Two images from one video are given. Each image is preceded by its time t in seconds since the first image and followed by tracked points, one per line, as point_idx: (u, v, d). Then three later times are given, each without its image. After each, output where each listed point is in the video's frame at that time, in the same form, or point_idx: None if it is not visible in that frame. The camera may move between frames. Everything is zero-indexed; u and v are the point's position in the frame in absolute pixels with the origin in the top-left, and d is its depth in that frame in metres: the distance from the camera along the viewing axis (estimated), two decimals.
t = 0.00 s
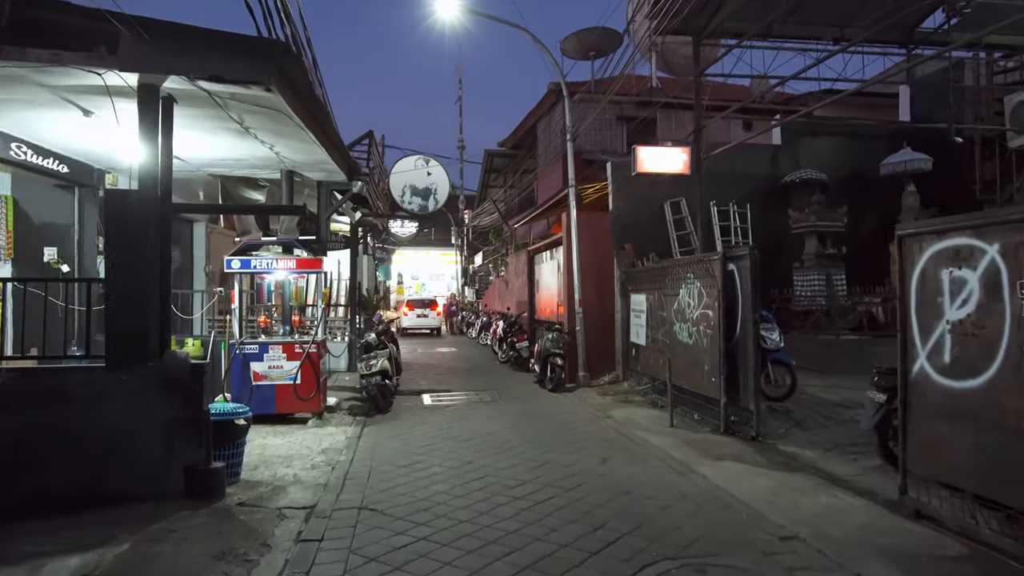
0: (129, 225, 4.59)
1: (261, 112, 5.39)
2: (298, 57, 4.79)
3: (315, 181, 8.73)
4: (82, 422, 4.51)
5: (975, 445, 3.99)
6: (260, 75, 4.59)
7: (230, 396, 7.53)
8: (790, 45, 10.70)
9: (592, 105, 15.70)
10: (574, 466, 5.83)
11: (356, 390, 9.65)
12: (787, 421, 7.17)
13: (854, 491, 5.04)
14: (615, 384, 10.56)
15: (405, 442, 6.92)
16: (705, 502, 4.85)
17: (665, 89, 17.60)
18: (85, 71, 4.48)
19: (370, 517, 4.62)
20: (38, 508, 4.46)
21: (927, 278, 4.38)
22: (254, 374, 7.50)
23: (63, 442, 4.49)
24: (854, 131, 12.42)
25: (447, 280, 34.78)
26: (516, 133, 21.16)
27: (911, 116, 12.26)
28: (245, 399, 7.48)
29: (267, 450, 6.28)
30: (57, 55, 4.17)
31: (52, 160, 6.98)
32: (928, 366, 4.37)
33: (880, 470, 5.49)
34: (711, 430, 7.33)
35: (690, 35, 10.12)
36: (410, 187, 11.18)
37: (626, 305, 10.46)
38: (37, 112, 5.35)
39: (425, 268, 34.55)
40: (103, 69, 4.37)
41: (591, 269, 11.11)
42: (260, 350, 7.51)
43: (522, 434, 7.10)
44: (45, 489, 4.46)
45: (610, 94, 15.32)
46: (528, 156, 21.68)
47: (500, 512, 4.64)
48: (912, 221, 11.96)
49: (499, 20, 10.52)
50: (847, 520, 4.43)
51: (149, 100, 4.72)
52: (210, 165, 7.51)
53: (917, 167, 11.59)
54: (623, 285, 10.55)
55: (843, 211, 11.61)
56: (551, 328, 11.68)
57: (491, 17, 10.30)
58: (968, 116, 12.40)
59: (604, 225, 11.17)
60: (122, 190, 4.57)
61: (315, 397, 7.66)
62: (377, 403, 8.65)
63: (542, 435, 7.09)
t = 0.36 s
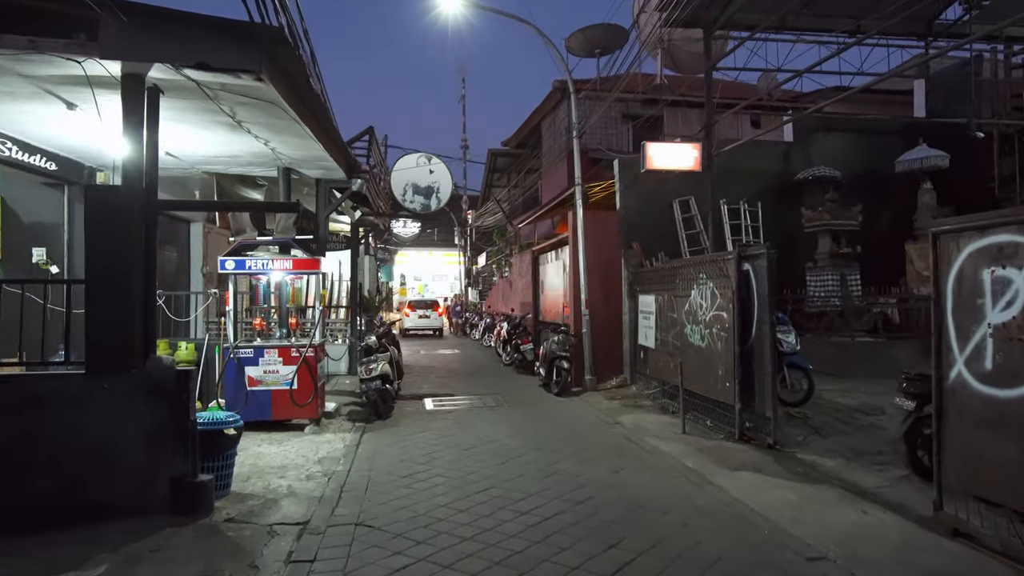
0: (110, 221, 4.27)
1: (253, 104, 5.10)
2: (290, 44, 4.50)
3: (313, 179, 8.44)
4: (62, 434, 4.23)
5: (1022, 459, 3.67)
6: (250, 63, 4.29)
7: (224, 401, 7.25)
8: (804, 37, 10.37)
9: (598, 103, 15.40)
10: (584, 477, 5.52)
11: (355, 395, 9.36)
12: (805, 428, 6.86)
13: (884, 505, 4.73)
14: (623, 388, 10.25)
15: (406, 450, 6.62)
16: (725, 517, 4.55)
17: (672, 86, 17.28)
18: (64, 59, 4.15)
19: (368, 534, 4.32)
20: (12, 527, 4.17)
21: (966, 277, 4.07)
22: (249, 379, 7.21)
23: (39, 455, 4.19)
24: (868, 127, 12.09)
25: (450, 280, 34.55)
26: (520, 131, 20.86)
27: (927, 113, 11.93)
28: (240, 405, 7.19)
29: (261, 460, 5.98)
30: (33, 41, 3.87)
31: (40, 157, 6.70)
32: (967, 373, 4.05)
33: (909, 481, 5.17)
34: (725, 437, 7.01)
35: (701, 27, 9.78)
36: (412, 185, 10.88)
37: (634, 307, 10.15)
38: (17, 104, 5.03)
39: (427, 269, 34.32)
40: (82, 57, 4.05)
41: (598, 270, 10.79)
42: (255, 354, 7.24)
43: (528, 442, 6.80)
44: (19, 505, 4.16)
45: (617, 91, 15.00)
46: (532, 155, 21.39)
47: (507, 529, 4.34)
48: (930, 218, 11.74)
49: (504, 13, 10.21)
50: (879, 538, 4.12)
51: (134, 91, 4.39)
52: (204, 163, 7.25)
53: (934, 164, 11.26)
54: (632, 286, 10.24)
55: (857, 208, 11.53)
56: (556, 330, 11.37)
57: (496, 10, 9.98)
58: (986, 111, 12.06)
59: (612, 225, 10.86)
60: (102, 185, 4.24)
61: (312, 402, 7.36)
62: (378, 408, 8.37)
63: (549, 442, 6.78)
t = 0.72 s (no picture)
0: (85, 215, 3.95)
1: (243, 91, 4.80)
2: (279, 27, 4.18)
3: (311, 175, 8.15)
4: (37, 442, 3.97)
5: None
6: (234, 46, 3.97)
7: (218, 406, 6.97)
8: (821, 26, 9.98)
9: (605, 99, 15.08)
10: (594, 489, 5.20)
11: (356, 398, 9.08)
12: (826, 435, 6.52)
13: (919, 522, 4.38)
14: (632, 390, 9.92)
15: (406, 457, 6.32)
16: (746, 535, 4.22)
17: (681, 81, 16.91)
18: (36, 41, 3.84)
19: (361, 553, 4.00)
20: None
21: (1012, 275, 3.72)
22: (244, 382, 6.93)
23: (11, 465, 3.95)
24: (886, 121, 11.70)
25: (455, 280, 34.27)
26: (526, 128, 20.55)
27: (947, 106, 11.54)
28: (234, 410, 6.92)
29: (253, 469, 5.68)
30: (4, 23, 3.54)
31: (27, 151, 6.44)
32: (1013, 380, 3.71)
33: (942, 495, 4.82)
34: (741, 444, 6.67)
35: (714, 16, 9.42)
36: (414, 181, 10.60)
37: (644, 307, 9.82)
38: None
39: (432, 268, 34.05)
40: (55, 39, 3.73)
41: (606, 269, 10.46)
42: (250, 357, 6.95)
43: (534, 449, 6.49)
44: None
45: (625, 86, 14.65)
46: (539, 153, 21.07)
47: (511, 548, 4.02)
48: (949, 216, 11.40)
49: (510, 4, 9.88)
50: (916, 560, 3.78)
51: (112, 77, 4.08)
52: (198, 157, 6.99)
53: (954, 159, 10.88)
54: (641, 285, 9.91)
55: (874, 205, 11.03)
56: (563, 331, 11.04)
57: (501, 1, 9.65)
58: (1008, 105, 11.65)
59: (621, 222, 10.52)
60: (76, 176, 3.93)
61: (308, 407, 7.06)
62: (378, 412, 8.08)
63: (556, 449, 6.47)
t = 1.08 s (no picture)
0: (89, 214, 3.75)
1: (256, 85, 4.59)
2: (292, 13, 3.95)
3: (331, 173, 7.96)
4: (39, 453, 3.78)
5: None
6: (243, 33, 3.75)
7: (235, 411, 6.79)
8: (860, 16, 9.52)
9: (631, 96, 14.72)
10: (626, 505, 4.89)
11: (377, 402, 8.86)
12: (873, 448, 6.10)
13: (987, 549, 3.99)
14: (662, 396, 9.55)
15: (428, 467, 6.06)
16: (794, 561, 3.87)
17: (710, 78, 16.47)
18: (35, 30, 3.67)
19: None
20: None
21: None
22: (261, 387, 6.74)
23: (13, 476, 3.78)
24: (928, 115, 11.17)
25: (477, 281, 34.07)
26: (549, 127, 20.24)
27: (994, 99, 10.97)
28: (251, 415, 6.72)
29: (269, 479, 5.47)
30: None
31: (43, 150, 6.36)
32: None
33: (1011, 519, 4.40)
34: (781, 456, 6.28)
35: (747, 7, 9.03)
36: (437, 180, 10.36)
37: (674, 310, 9.44)
38: None
39: (454, 269, 33.89)
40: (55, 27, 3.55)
41: (634, 270, 10.11)
42: (268, 360, 6.76)
43: (561, 460, 6.19)
44: None
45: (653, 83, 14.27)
46: (563, 152, 20.74)
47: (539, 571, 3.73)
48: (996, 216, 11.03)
49: None
50: None
51: (118, 69, 3.89)
52: (215, 156, 6.83)
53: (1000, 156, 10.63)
54: (671, 287, 9.54)
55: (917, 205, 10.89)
56: (590, 334, 10.71)
57: None
58: None
59: (649, 221, 10.16)
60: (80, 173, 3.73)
61: (327, 413, 6.83)
62: (400, 418, 7.83)
63: (585, 461, 6.16)
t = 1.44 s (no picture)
0: (115, 209, 3.60)
1: (288, 75, 4.41)
2: None
3: (364, 171, 7.78)
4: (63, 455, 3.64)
5: None
6: (273, 18, 3.54)
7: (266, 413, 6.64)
8: None
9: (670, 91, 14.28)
10: (675, 519, 4.56)
11: (410, 404, 8.66)
12: (942, 460, 5.64)
13: None
14: (704, 401, 9.15)
15: (464, 474, 5.81)
16: None
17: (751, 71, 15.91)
18: (62, 17, 3.50)
19: None
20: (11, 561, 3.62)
21: None
22: (293, 389, 6.58)
23: (37, 480, 3.64)
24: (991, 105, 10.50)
25: (509, 281, 33.82)
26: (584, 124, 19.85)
27: None
28: (283, 417, 6.57)
29: (299, 484, 5.28)
30: None
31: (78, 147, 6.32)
32: None
33: None
34: (840, 468, 5.85)
35: None
36: (471, 177, 10.14)
37: (718, 311, 9.03)
38: (27, 79, 4.48)
39: (486, 269, 33.70)
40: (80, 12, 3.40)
41: (675, 269, 9.71)
42: (299, 362, 6.59)
43: (602, 468, 5.88)
44: (16, 533, 3.65)
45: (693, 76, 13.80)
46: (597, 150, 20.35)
47: None
48: None
49: None
50: None
51: (145, 58, 3.73)
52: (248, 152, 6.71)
53: None
54: (715, 287, 9.12)
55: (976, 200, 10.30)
56: (628, 336, 10.33)
57: None
58: None
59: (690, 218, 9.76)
60: (106, 166, 3.58)
61: (359, 416, 6.64)
62: (433, 422, 7.60)
63: (628, 470, 5.84)
